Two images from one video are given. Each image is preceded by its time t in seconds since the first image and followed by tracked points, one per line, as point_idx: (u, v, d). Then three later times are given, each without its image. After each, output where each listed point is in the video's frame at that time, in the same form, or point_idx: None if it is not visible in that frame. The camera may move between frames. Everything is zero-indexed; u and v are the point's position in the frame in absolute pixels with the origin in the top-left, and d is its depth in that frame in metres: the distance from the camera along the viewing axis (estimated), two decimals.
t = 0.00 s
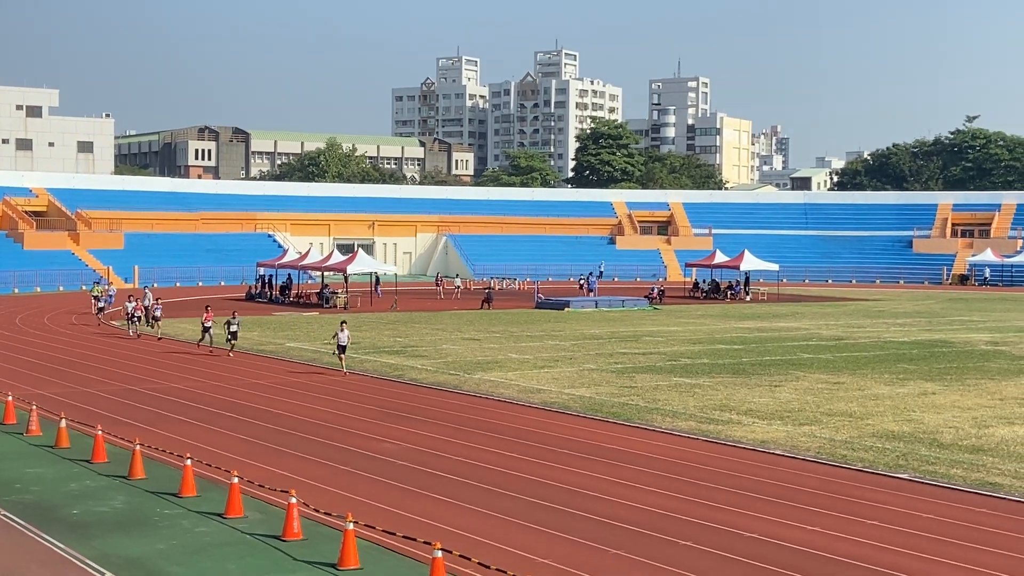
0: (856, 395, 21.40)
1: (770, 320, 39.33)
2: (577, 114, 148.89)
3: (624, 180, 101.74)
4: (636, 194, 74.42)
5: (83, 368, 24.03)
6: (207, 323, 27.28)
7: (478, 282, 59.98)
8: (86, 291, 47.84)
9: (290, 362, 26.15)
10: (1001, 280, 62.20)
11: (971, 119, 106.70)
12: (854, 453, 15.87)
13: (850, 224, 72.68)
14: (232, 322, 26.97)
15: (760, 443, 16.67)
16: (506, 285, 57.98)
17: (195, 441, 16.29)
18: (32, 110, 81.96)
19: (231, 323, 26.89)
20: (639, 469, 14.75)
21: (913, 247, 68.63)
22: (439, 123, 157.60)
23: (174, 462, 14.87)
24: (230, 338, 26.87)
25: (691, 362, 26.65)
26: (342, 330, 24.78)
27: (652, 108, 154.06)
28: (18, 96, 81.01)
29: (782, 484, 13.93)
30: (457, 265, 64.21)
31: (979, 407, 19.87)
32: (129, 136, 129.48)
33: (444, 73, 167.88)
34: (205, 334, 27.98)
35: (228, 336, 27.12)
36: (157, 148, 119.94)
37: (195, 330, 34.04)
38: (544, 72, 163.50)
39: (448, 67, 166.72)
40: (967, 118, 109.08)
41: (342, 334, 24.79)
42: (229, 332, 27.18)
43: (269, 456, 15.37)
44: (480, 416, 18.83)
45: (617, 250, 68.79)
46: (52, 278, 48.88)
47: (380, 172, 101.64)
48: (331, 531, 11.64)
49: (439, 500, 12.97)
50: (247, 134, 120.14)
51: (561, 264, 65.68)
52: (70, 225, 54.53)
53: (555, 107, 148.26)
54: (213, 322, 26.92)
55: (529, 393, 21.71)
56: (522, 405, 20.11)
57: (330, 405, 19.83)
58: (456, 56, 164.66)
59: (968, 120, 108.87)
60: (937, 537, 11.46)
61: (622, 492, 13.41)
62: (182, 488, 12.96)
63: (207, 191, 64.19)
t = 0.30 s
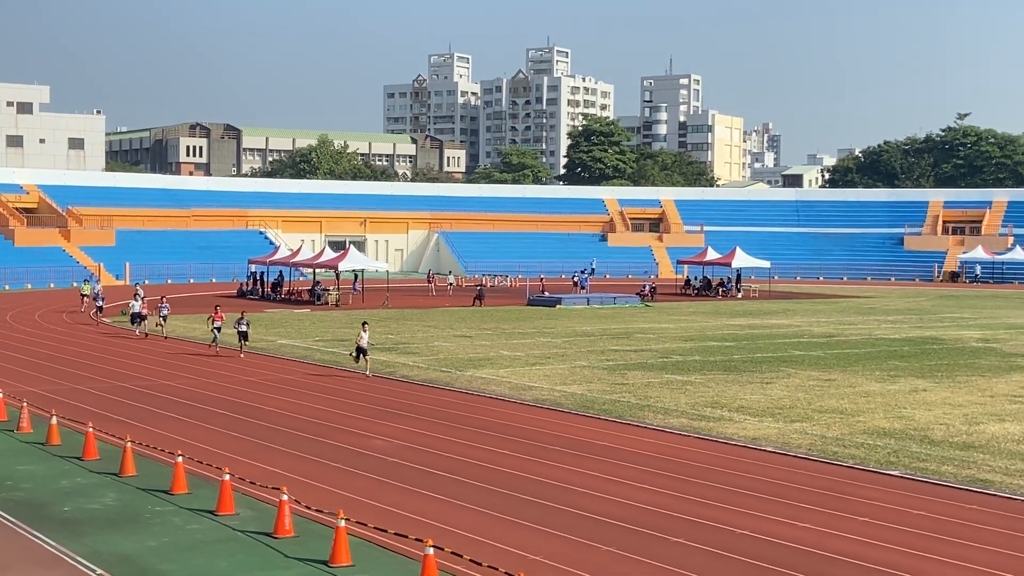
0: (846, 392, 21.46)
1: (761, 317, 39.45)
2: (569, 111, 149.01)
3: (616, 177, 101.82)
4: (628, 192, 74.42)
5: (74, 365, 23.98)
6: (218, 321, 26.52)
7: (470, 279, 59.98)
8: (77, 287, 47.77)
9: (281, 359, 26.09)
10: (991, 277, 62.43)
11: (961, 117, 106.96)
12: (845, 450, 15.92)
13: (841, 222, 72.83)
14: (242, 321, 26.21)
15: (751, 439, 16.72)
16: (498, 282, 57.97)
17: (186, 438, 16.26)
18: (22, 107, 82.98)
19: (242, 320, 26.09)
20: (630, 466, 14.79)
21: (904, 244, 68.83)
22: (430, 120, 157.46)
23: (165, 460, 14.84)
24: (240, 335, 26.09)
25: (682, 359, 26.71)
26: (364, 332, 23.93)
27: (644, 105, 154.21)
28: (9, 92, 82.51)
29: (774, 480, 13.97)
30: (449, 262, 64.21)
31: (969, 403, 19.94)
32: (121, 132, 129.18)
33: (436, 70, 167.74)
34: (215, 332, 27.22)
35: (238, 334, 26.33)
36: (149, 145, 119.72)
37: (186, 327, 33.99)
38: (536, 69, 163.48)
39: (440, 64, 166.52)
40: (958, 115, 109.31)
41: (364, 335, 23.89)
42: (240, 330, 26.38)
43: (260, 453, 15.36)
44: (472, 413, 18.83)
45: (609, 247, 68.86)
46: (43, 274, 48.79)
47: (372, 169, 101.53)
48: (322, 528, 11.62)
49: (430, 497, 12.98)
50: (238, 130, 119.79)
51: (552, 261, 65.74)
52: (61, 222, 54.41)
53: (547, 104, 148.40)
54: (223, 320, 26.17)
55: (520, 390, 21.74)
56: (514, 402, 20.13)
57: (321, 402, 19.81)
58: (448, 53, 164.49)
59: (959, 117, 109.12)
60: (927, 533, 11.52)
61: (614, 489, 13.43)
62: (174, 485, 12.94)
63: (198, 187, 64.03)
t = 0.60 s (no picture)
0: (832, 389, 21.56)
1: (747, 314, 39.57)
2: (556, 108, 148.92)
3: (603, 174, 101.86)
4: (615, 188, 74.41)
5: (60, 362, 23.88)
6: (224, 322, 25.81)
7: (457, 277, 59.97)
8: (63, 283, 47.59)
9: (268, 355, 26.03)
10: (977, 275, 62.73)
11: (947, 114, 107.32)
12: (831, 447, 15.99)
13: (827, 219, 73.07)
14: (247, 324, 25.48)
15: (738, 436, 16.76)
16: (486, 279, 57.99)
17: (173, 436, 16.21)
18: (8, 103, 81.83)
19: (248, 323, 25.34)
20: (618, 463, 14.80)
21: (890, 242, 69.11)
22: (417, 117, 157.16)
23: (151, 457, 14.80)
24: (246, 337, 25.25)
25: (669, 356, 26.76)
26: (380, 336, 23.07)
27: (631, 102, 154.31)
28: None
29: (761, 477, 14.00)
30: (436, 259, 64.22)
31: (954, 400, 20.06)
32: (107, 128, 128.53)
33: (423, 67, 167.39)
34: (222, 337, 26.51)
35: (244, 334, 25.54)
36: (135, 141, 119.15)
37: (173, 323, 33.87)
38: (523, 66, 163.36)
39: (427, 61, 166.16)
40: (943, 113, 109.69)
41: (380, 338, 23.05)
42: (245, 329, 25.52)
43: (246, 449, 15.33)
44: (460, 410, 18.83)
45: (596, 244, 68.98)
46: (29, 272, 48.57)
47: (359, 166, 101.25)
48: (309, 525, 11.61)
49: (417, 494, 12.97)
50: (224, 127, 119.32)
51: (540, 259, 65.81)
52: (47, 219, 54.16)
53: (534, 102, 148.28)
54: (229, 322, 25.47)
55: (507, 387, 21.76)
56: (501, 399, 20.14)
57: (309, 399, 19.78)
58: (435, 50, 164.18)
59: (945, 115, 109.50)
60: (913, 530, 11.57)
61: (602, 486, 13.45)
62: (160, 482, 12.90)
63: (185, 184, 63.79)
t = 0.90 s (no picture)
0: (813, 387, 21.67)
1: (728, 312, 39.69)
2: (537, 106, 148.95)
3: (584, 172, 102.00)
4: (597, 186, 74.49)
5: (39, 359, 23.74)
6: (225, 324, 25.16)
7: (438, 274, 59.96)
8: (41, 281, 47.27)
9: (249, 353, 25.94)
10: (956, 273, 63.14)
11: (927, 113, 107.91)
12: (811, 445, 16.07)
13: (808, 217, 73.42)
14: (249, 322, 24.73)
15: (718, 434, 16.82)
16: (467, 277, 57.97)
17: (153, 434, 16.12)
18: None
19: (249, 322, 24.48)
20: (600, 461, 14.82)
21: (870, 240, 69.50)
22: (399, 114, 156.93)
23: (131, 455, 14.72)
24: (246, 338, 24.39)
25: (650, 354, 26.82)
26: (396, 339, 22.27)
27: (612, 100, 154.55)
28: None
29: (743, 475, 14.05)
30: (417, 256, 64.18)
31: (934, 399, 20.20)
32: (86, 125, 127.79)
33: (404, 65, 167.09)
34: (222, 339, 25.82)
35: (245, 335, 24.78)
36: (115, 138, 118.53)
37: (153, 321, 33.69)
38: (504, 64, 163.37)
39: (409, 59, 165.89)
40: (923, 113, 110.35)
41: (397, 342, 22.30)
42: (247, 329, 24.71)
43: (227, 447, 15.27)
44: (442, 408, 18.82)
45: (578, 242, 69.11)
46: (7, 268, 48.12)
47: (340, 163, 100.92)
48: (290, 523, 11.57)
49: (399, 492, 12.95)
50: (205, 124, 118.83)
51: (522, 257, 65.88)
52: (26, 216, 53.75)
53: (515, 99, 148.30)
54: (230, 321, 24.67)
55: (489, 384, 21.77)
56: (482, 397, 20.16)
57: (289, 397, 19.71)
58: (417, 47, 163.94)
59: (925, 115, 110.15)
60: (895, 528, 11.63)
61: (583, 484, 13.47)
62: (140, 480, 12.83)
63: (165, 181, 63.40)
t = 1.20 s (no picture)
0: (785, 385, 21.86)
1: (701, 311, 39.91)
2: (511, 104, 148.94)
3: (558, 171, 102.12)
4: (571, 185, 74.59)
5: (10, 357, 23.52)
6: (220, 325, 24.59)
7: (412, 272, 59.91)
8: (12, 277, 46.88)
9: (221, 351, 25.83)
10: (926, 272, 63.72)
11: (899, 113, 108.74)
12: (783, 443, 16.20)
13: (780, 216, 73.87)
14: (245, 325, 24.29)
15: (691, 432, 16.93)
16: (440, 275, 57.94)
17: (125, 432, 16.01)
18: None
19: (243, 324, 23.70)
20: (574, 459, 14.88)
21: (843, 239, 70.07)
22: (373, 112, 156.44)
23: (103, 453, 14.63)
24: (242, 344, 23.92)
25: (624, 353, 26.93)
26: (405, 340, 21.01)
27: (586, 99, 154.83)
28: None
29: (717, 473, 14.14)
30: (391, 254, 64.08)
31: (905, 397, 20.40)
32: (57, 122, 126.59)
33: (379, 63, 166.58)
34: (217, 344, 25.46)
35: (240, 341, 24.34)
36: (87, 135, 117.45)
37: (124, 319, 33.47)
38: (479, 62, 163.28)
39: (383, 56, 165.41)
40: (895, 113, 111.19)
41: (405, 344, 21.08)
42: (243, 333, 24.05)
43: (201, 446, 15.19)
44: (415, 407, 18.81)
45: (551, 241, 69.26)
46: None
47: (314, 161, 100.46)
48: (263, 522, 11.54)
49: (373, 491, 12.93)
50: (178, 121, 118.10)
51: (496, 255, 65.94)
52: None
53: (490, 97, 148.19)
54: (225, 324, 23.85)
55: (462, 383, 21.79)
56: (456, 395, 20.17)
57: (263, 395, 19.62)
58: (391, 45, 163.55)
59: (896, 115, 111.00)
60: (866, 526, 11.76)
61: (556, 482, 13.51)
62: (111, 479, 12.76)
63: (138, 178, 62.93)
